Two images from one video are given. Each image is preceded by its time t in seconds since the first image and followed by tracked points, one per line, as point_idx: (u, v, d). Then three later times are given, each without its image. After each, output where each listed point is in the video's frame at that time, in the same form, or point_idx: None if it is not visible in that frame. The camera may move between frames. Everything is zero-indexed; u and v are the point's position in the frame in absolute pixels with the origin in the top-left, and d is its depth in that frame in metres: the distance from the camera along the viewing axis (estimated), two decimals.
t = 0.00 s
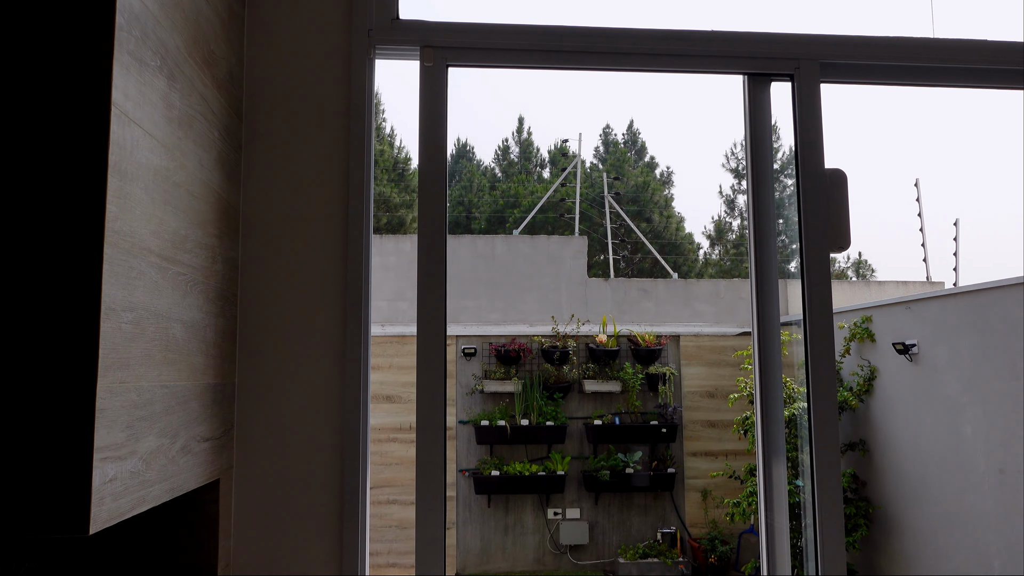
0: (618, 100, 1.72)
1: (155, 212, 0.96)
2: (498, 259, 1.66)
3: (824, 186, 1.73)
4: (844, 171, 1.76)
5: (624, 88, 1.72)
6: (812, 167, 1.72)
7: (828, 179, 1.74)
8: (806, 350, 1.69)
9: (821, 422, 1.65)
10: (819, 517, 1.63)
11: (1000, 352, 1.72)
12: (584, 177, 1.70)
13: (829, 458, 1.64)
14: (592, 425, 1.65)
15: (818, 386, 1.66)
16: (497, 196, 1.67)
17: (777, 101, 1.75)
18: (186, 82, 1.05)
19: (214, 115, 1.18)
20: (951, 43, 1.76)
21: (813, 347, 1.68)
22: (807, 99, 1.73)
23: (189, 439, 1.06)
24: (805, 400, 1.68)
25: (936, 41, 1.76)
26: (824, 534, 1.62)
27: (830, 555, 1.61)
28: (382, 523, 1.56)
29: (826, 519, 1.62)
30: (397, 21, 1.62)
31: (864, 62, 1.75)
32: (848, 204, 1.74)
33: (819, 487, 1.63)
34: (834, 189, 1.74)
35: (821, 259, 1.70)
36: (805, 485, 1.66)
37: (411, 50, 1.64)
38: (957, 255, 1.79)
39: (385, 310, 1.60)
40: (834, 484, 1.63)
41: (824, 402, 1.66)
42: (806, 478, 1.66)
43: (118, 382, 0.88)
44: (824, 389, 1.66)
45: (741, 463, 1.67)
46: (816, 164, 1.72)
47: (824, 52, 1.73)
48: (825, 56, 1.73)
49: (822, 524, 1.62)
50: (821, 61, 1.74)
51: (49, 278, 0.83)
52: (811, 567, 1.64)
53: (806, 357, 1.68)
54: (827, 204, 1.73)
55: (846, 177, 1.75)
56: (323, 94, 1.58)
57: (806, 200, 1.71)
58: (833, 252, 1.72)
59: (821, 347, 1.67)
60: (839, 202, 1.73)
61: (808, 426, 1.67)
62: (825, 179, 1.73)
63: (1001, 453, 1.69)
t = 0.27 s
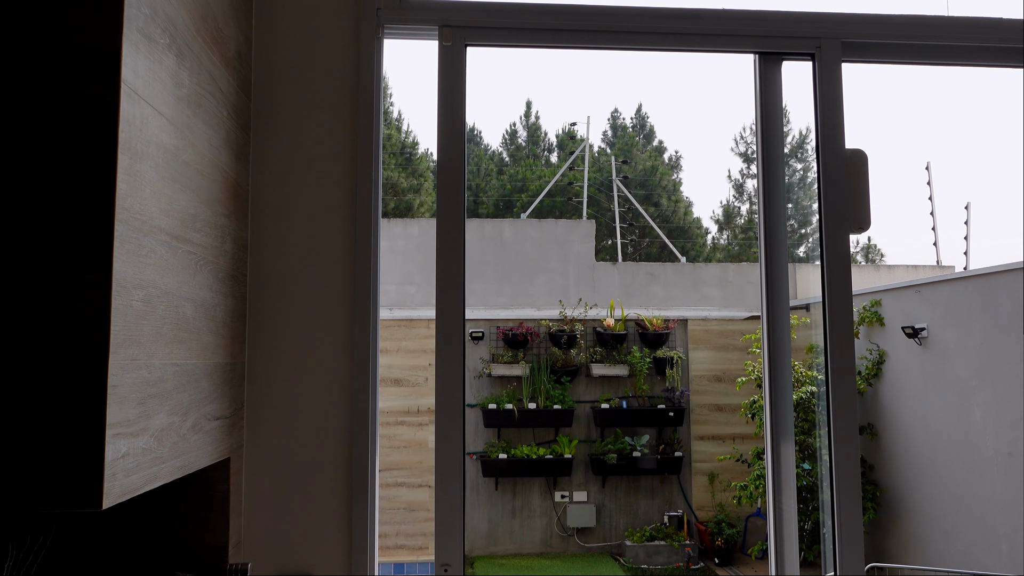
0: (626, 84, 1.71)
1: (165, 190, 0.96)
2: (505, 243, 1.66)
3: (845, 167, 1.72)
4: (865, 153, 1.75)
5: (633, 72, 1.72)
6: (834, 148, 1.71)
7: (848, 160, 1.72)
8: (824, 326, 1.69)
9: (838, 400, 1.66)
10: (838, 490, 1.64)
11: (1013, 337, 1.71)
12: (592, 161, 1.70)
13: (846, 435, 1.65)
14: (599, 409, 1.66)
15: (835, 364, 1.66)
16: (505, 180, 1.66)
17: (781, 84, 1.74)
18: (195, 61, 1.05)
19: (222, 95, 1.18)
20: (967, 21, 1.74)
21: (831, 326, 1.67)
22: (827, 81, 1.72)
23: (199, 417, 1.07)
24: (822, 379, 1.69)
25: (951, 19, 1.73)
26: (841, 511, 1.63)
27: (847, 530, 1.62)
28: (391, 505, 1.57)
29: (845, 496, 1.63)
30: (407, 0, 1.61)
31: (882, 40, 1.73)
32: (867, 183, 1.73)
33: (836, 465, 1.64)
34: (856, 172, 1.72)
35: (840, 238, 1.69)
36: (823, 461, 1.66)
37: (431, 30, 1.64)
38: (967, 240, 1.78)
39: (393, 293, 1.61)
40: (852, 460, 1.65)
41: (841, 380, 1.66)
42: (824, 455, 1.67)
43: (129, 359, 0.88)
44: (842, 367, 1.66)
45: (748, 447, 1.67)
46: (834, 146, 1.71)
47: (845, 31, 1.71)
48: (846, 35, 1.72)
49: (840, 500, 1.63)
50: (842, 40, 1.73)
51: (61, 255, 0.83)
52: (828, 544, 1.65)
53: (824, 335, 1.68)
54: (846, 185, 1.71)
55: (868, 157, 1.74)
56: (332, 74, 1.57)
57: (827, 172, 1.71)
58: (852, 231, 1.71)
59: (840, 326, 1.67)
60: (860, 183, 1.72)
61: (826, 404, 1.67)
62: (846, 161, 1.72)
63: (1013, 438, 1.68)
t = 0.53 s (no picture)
0: (628, 70, 1.71)
1: (165, 172, 0.96)
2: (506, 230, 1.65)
3: (857, 147, 1.71)
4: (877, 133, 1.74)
5: (636, 59, 1.71)
6: (844, 131, 1.70)
7: (860, 141, 1.71)
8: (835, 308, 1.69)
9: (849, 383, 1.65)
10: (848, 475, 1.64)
11: (1016, 322, 1.71)
12: (595, 148, 1.69)
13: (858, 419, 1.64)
14: (601, 395, 1.65)
15: (847, 347, 1.66)
16: (507, 167, 1.66)
17: (782, 68, 1.73)
18: (194, 42, 1.05)
19: (223, 77, 1.18)
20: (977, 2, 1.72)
21: (843, 310, 1.67)
22: (844, 61, 1.71)
23: (201, 399, 1.07)
24: (834, 358, 1.68)
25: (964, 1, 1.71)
26: (852, 493, 1.63)
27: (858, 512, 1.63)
28: (393, 491, 1.58)
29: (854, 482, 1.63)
30: None
31: (897, 22, 1.71)
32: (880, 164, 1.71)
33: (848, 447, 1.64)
34: (866, 150, 1.70)
35: (852, 222, 1.69)
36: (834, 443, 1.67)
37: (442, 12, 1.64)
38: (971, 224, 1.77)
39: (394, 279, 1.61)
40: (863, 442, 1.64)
41: (853, 363, 1.66)
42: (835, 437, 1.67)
43: (130, 340, 0.88)
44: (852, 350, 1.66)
45: (749, 432, 1.67)
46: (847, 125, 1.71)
47: (858, 12, 1.69)
48: (859, 18, 1.70)
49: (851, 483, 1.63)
50: (855, 22, 1.71)
51: (62, 235, 0.84)
52: (838, 524, 1.66)
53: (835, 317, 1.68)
54: (856, 167, 1.70)
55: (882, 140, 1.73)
56: (332, 58, 1.57)
57: (839, 155, 1.70)
58: (864, 215, 1.70)
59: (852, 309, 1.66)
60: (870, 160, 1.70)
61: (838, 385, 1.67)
62: (857, 142, 1.71)
63: (1012, 422, 1.68)
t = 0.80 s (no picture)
0: (627, 59, 1.71)
1: (162, 155, 0.96)
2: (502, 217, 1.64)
3: (864, 133, 1.71)
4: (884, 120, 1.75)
5: (636, 48, 1.71)
6: (852, 118, 1.71)
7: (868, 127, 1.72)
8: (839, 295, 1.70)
9: (855, 370, 1.67)
10: (854, 461, 1.65)
11: (1013, 312, 1.71)
12: (593, 137, 1.69)
13: (860, 404, 1.66)
14: (598, 382, 1.66)
15: (854, 334, 1.67)
16: (505, 156, 1.65)
17: (780, 57, 1.73)
18: (192, 25, 1.04)
19: (220, 61, 1.17)
20: None
21: (847, 296, 1.68)
22: (851, 46, 1.71)
23: (199, 383, 1.08)
24: (840, 343, 1.69)
25: None
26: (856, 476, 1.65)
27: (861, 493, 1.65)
28: (391, 477, 1.59)
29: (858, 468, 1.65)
30: None
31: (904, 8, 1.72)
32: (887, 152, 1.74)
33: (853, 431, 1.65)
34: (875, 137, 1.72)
35: (859, 209, 1.70)
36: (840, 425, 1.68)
37: None
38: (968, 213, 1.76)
39: (392, 267, 1.61)
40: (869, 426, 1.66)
41: (858, 352, 1.67)
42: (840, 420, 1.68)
43: (128, 323, 0.89)
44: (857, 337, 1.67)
45: (746, 420, 1.68)
46: (854, 110, 1.71)
47: None
48: (869, 2, 1.71)
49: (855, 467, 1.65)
50: (863, 7, 1.72)
51: (60, 217, 0.84)
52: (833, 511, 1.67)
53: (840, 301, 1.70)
54: (863, 154, 1.71)
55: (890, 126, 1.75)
56: (330, 43, 1.56)
57: (845, 139, 1.71)
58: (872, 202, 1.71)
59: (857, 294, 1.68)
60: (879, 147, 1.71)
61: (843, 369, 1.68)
62: (864, 127, 1.71)
63: (1007, 410, 1.69)
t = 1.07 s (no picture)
0: (623, 51, 1.70)
1: (155, 142, 0.95)
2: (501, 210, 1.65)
3: (869, 122, 1.71)
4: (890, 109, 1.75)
5: (632, 40, 1.71)
6: (859, 105, 1.71)
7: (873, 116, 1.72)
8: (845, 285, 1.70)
9: (859, 360, 1.66)
10: (856, 452, 1.66)
11: (1009, 302, 1.71)
12: (589, 128, 1.69)
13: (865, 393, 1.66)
14: (594, 373, 1.66)
15: (858, 325, 1.67)
16: (501, 148, 1.65)
17: (776, 48, 1.73)
18: (185, 11, 1.04)
19: (214, 47, 1.17)
20: None
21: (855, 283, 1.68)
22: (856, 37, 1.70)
23: (194, 370, 1.07)
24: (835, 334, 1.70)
25: None
26: (861, 465, 1.65)
27: (864, 484, 1.64)
28: (387, 468, 1.60)
29: (863, 458, 1.65)
30: None
31: None
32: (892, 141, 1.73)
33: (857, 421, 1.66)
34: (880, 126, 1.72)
35: (864, 198, 1.69)
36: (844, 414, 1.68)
37: None
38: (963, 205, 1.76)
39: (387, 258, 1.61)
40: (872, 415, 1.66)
41: (864, 343, 1.66)
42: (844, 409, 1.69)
43: (121, 310, 0.88)
44: (862, 327, 1.67)
45: (742, 411, 1.68)
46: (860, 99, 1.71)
47: None
48: None
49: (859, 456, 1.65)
50: None
51: (53, 202, 0.83)
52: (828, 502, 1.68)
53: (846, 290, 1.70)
54: (869, 141, 1.71)
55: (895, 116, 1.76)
56: (324, 32, 1.56)
57: (850, 123, 1.71)
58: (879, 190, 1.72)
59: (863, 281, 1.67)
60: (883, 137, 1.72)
61: (849, 357, 1.68)
62: (870, 117, 1.71)
63: (1001, 400, 1.70)
